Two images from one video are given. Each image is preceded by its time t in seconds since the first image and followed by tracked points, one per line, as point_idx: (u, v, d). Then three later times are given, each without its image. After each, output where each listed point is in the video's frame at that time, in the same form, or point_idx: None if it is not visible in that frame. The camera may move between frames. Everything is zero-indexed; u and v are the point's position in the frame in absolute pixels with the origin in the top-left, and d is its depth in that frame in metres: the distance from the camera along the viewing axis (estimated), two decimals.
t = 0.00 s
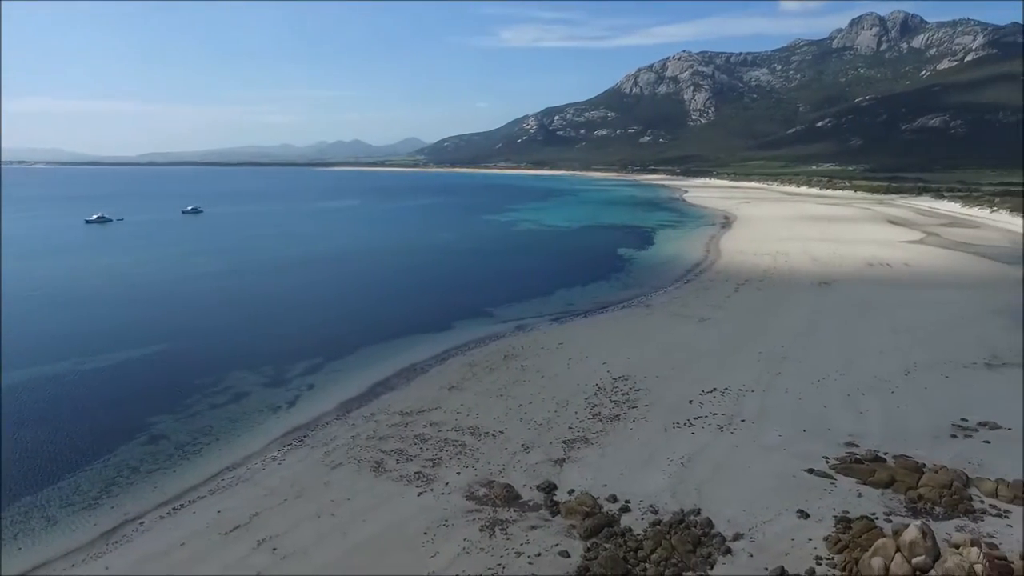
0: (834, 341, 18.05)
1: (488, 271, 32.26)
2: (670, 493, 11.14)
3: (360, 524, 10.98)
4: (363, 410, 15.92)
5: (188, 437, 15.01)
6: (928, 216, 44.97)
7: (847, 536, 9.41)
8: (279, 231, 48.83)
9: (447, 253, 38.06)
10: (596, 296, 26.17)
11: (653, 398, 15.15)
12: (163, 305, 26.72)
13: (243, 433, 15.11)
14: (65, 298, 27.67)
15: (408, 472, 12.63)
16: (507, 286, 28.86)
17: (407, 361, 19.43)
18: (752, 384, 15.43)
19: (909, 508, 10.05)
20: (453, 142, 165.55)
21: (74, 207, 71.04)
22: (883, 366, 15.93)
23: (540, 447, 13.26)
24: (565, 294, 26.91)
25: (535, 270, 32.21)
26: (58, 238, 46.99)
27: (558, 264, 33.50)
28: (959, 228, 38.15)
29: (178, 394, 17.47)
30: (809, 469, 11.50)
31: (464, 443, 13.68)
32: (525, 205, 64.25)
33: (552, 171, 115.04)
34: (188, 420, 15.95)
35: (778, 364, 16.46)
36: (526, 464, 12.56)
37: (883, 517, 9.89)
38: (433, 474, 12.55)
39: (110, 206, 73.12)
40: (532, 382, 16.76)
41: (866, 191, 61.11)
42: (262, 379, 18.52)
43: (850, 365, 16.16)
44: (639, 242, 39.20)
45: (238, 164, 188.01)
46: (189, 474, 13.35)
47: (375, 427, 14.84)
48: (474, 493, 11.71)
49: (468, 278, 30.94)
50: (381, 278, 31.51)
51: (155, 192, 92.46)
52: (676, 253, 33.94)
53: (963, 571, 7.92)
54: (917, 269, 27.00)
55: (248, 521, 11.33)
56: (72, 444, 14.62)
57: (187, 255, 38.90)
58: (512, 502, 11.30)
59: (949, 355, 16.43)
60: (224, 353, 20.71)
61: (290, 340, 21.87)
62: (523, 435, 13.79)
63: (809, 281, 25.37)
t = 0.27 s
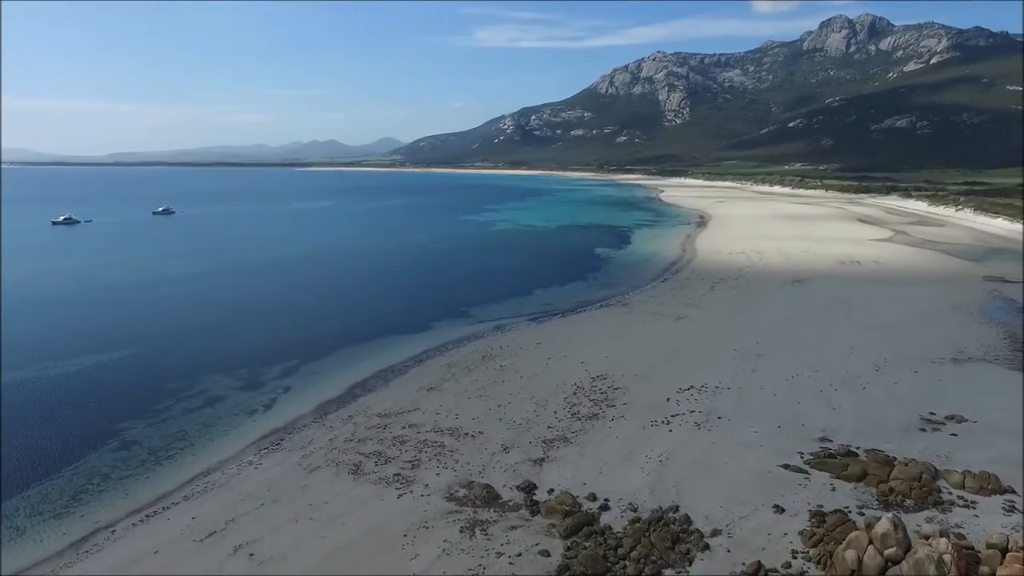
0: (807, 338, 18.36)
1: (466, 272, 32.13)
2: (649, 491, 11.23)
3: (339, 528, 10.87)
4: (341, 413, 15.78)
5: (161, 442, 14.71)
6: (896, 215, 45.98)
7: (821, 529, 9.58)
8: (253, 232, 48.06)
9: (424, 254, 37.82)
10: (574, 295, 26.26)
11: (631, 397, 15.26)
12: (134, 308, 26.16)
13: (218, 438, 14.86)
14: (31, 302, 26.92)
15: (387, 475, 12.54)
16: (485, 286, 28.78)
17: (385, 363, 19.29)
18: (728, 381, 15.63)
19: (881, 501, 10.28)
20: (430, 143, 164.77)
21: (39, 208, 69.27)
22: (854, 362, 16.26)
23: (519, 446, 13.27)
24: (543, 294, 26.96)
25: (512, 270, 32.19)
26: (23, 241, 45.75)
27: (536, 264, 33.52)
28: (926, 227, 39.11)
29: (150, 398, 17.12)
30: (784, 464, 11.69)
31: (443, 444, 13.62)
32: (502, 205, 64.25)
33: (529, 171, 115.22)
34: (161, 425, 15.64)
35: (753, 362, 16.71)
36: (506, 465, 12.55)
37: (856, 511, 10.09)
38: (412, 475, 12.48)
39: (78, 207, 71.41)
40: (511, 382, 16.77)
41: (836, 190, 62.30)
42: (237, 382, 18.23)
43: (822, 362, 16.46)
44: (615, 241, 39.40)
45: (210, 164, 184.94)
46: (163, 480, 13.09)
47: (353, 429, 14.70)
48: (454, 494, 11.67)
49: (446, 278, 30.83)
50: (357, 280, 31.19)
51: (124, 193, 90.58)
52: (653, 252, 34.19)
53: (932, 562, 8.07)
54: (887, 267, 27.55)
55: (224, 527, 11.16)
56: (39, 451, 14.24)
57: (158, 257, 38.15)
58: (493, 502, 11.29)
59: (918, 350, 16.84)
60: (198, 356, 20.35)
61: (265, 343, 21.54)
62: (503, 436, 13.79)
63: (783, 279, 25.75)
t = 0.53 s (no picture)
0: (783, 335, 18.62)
1: (446, 272, 31.98)
2: (630, 489, 11.31)
3: (320, 530, 10.78)
4: (320, 415, 15.62)
5: (136, 448, 14.44)
6: (870, 213, 46.79)
7: (800, 524, 9.74)
8: (229, 233, 47.35)
9: (404, 255, 37.58)
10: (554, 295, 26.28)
11: (611, 395, 15.36)
12: (105, 311, 25.60)
13: (195, 442, 14.62)
14: None
15: (368, 476, 12.46)
16: (465, 287, 28.66)
17: (364, 364, 19.12)
18: (707, 378, 15.81)
19: (856, 494, 10.47)
20: (409, 143, 163.94)
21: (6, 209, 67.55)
22: (830, 358, 16.54)
23: (501, 446, 13.29)
24: (523, 294, 26.95)
25: (492, 270, 32.07)
26: None
27: (516, 264, 33.44)
28: (898, 225, 39.85)
29: (124, 403, 16.78)
30: (763, 460, 11.85)
31: (424, 445, 13.56)
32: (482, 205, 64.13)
33: (509, 170, 115.17)
34: (136, 429, 15.35)
35: (730, 359, 16.95)
36: (488, 464, 12.55)
37: (832, 504, 10.27)
38: (394, 477, 12.42)
39: (47, 208, 69.78)
40: (491, 382, 16.76)
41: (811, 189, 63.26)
42: (214, 386, 17.96)
43: (799, 358, 16.72)
44: (595, 240, 39.49)
45: (184, 164, 181.86)
46: (139, 486, 12.85)
47: (333, 431, 14.57)
48: (436, 494, 11.64)
49: (425, 278, 30.64)
50: (336, 281, 30.88)
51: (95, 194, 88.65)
52: (632, 251, 34.37)
53: (906, 553, 8.22)
54: (861, 264, 28.00)
55: (203, 532, 10.99)
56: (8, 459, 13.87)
57: (131, 259, 37.40)
58: (475, 503, 11.28)
59: (891, 346, 17.19)
60: (173, 359, 19.99)
61: (242, 346, 21.22)
62: (484, 435, 13.78)
63: (761, 278, 26.05)
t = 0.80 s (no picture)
0: (761, 333, 18.86)
1: (427, 272, 31.84)
2: (612, 487, 11.38)
3: (301, 534, 10.68)
4: (300, 417, 15.47)
5: (111, 453, 14.16)
6: (844, 212, 47.60)
7: (778, 519, 9.87)
8: (205, 233, 46.67)
9: (384, 255, 37.34)
10: (535, 295, 26.33)
11: (593, 394, 15.44)
12: (78, 313, 25.05)
13: (172, 446, 14.39)
14: None
15: (349, 479, 12.36)
16: (446, 287, 28.57)
17: (344, 366, 18.99)
18: (687, 376, 15.97)
19: (833, 489, 10.65)
20: (389, 142, 163.11)
21: None
22: (808, 356, 16.78)
23: (483, 446, 13.27)
24: (504, 294, 26.95)
25: (473, 270, 32.03)
26: None
27: (497, 264, 33.43)
28: (871, 224, 40.60)
29: (98, 407, 16.45)
30: (742, 456, 12.00)
31: (406, 447, 13.50)
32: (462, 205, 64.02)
33: (490, 170, 115.06)
34: (111, 434, 15.06)
35: (710, 357, 17.14)
36: (470, 465, 12.53)
37: (810, 499, 10.43)
38: (375, 478, 12.34)
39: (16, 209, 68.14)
40: (473, 382, 16.75)
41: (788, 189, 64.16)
42: (191, 389, 17.69)
43: (777, 355, 16.96)
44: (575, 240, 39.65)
45: (158, 164, 178.79)
46: (114, 492, 12.60)
47: (313, 434, 14.44)
48: (418, 496, 11.60)
49: (406, 279, 30.50)
50: (315, 282, 30.57)
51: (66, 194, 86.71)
52: (612, 250, 34.56)
53: (882, 546, 8.37)
54: (836, 262, 28.48)
55: (181, 537, 10.82)
56: None
57: (103, 261, 36.66)
58: (457, 503, 11.26)
59: (866, 343, 17.51)
60: (148, 363, 19.63)
61: (219, 348, 20.92)
62: (466, 436, 13.76)
63: (739, 276, 26.34)
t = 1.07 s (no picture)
0: (740, 330, 19.09)
1: (406, 273, 31.68)
2: (594, 485, 11.44)
3: (282, 537, 10.58)
4: (280, 419, 15.31)
5: (85, 459, 13.87)
6: (819, 211, 48.40)
7: (757, 514, 10.01)
8: (180, 234, 45.93)
9: (364, 255, 37.06)
10: (516, 294, 26.36)
11: (574, 392, 15.50)
12: (49, 316, 24.49)
13: (148, 451, 14.14)
14: None
15: (330, 481, 12.27)
16: (427, 287, 28.46)
17: (324, 367, 18.83)
18: (668, 374, 16.11)
19: (811, 483, 10.83)
20: (367, 142, 162.33)
21: None
22: (785, 352, 17.02)
23: (465, 446, 13.25)
24: (484, 293, 26.92)
25: (454, 270, 31.95)
26: None
27: (478, 264, 33.37)
28: (845, 222, 41.34)
29: (70, 412, 16.09)
30: (722, 453, 12.15)
31: (388, 448, 13.43)
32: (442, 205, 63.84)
33: (469, 170, 114.87)
34: (85, 439, 14.75)
35: (690, 355, 17.29)
36: (452, 465, 12.51)
37: (788, 494, 10.59)
38: (357, 480, 12.27)
39: None
40: (455, 382, 16.71)
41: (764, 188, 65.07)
42: (167, 392, 17.40)
43: (755, 352, 17.17)
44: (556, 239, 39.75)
45: (130, 164, 175.51)
46: (88, 498, 12.34)
47: (293, 436, 14.29)
48: (400, 497, 11.55)
49: (386, 279, 30.32)
50: (293, 283, 30.24)
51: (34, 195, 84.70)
52: (592, 250, 34.71)
53: (858, 538, 8.54)
54: (811, 260, 28.94)
55: (158, 543, 10.65)
56: None
57: (75, 263, 35.89)
58: (439, 504, 11.24)
59: (842, 339, 17.82)
60: (122, 366, 19.26)
61: (196, 350, 20.61)
62: (448, 436, 13.73)
63: (717, 274, 26.63)
